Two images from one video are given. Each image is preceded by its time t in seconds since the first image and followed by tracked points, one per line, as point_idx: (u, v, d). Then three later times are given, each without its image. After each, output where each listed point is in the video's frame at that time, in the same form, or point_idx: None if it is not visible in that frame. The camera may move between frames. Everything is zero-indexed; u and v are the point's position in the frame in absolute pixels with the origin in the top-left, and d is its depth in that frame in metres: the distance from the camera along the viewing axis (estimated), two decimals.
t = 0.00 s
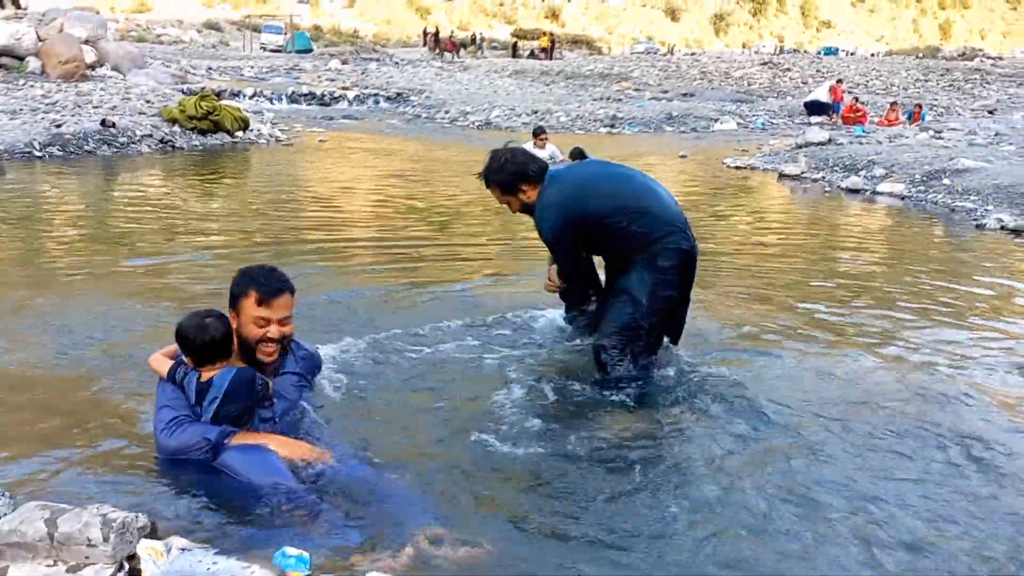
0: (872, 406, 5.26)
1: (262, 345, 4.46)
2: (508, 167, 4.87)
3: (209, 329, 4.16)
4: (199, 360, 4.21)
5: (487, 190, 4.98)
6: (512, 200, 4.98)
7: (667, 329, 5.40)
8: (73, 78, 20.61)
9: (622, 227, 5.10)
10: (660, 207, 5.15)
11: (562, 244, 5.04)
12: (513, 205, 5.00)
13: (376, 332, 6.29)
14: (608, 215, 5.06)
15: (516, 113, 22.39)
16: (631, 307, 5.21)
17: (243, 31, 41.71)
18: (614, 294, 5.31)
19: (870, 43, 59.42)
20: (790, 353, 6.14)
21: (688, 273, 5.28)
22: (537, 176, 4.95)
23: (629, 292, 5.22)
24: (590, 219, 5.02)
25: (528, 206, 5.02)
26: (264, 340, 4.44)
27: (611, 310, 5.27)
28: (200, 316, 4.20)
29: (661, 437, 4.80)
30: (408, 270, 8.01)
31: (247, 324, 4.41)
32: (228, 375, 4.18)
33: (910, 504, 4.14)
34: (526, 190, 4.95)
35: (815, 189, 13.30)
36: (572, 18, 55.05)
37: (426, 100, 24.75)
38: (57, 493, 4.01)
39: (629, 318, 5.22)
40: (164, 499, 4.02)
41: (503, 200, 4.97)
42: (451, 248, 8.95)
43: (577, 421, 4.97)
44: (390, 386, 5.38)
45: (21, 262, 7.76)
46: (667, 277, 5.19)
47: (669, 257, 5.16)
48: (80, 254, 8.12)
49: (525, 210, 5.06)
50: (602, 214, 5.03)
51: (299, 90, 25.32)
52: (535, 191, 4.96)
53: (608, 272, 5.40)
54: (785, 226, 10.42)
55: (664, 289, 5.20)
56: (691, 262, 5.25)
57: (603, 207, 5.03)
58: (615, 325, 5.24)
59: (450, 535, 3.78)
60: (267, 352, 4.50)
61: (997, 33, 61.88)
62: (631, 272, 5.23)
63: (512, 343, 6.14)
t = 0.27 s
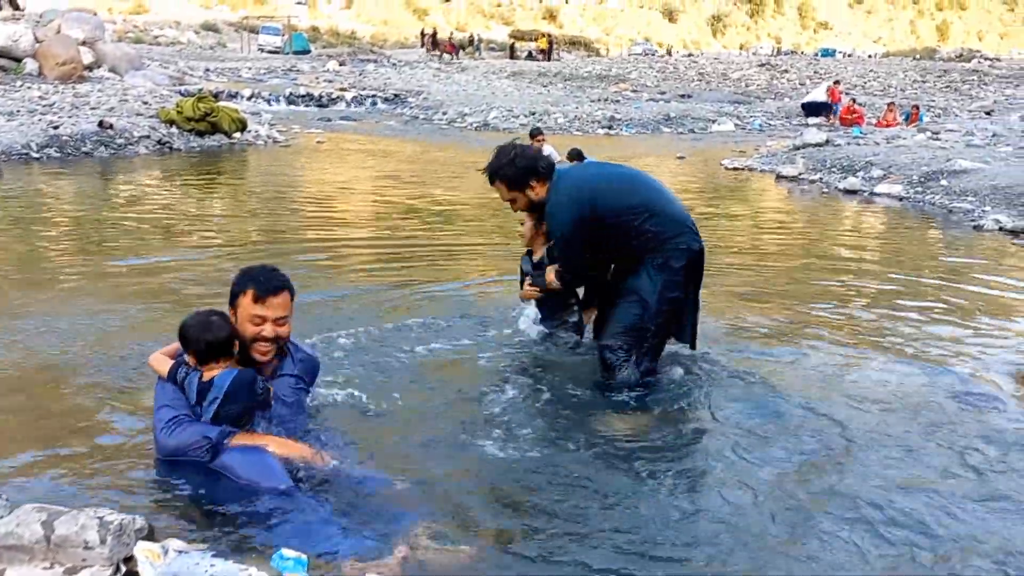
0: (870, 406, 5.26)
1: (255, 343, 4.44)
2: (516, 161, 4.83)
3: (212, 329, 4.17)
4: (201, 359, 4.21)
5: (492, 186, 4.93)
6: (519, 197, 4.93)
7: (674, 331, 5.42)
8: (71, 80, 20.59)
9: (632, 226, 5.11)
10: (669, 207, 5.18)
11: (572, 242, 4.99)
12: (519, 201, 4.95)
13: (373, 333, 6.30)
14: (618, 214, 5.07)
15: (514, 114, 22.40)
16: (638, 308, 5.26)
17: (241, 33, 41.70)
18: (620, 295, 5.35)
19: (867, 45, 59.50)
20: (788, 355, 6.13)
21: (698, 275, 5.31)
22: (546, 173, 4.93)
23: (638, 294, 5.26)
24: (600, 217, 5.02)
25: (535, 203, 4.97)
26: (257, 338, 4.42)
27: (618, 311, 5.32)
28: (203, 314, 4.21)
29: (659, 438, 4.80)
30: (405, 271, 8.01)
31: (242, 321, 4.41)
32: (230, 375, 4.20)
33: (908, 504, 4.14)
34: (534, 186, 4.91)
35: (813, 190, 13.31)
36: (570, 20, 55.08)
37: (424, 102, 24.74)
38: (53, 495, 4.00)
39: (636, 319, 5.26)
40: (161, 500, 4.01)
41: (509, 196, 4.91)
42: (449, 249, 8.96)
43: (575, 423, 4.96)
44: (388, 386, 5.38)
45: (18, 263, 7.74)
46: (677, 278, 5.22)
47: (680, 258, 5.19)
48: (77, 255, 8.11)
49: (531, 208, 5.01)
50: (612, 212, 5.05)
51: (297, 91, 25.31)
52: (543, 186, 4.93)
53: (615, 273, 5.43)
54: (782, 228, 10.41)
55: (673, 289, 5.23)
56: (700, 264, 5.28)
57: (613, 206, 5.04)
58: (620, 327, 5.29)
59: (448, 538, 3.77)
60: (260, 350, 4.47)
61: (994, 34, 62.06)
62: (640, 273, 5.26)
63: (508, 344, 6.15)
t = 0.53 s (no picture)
0: (868, 405, 5.26)
1: (250, 344, 4.44)
2: (538, 142, 4.72)
3: (210, 329, 4.19)
4: (199, 359, 4.23)
5: (508, 169, 4.75)
6: (535, 181, 4.78)
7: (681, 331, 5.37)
8: (68, 81, 20.54)
9: (646, 221, 5.10)
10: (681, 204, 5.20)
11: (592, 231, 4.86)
12: (537, 186, 4.79)
13: (371, 334, 6.30)
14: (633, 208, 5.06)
15: (511, 115, 22.38)
16: (649, 305, 5.19)
17: (238, 34, 41.66)
18: (629, 294, 5.29)
19: (864, 45, 59.54)
20: (787, 355, 6.12)
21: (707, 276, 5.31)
22: (564, 160, 4.84)
23: (650, 291, 5.20)
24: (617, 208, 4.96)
25: (552, 188, 4.83)
26: (252, 339, 4.43)
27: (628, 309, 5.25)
28: (203, 314, 4.24)
29: (658, 438, 4.79)
30: (403, 271, 8.00)
31: (238, 321, 4.42)
32: (227, 376, 4.21)
33: (908, 504, 4.14)
34: (552, 173, 4.79)
35: (811, 190, 13.30)
36: (567, 20, 55.06)
37: (422, 102, 24.72)
38: (50, 496, 3.99)
39: (647, 317, 5.19)
40: (159, 501, 4.00)
41: (528, 179, 4.75)
42: (447, 250, 8.95)
43: (574, 424, 4.95)
44: (387, 386, 5.38)
45: (15, 265, 7.71)
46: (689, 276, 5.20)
47: (692, 256, 5.18)
48: (74, 256, 8.09)
49: (546, 196, 4.85)
50: (627, 205, 5.02)
51: (295, 92, 25.29)
52: (562, 171, 4.82)
53: (622, 274, 5.38)
54: (781, 228, 10.40)
55: (684, 288, 5.21)
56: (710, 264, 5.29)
57: (629, 199, 5.02)
58: (631, 324, 5.21)
59: (447, 540, 3.76)
60: (255, 352, 4.47)
61: (992, 34, 62.17)
62: (652, 271, 5.22)
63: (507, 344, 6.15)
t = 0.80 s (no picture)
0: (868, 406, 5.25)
1: (245, 346, 4.42)
2: (563, 129, 4.63)
3: (208, 332, 4.17)
4: (198, 361, 4.22)
5: (528, 155, 4.61)
6: (555, 169, 4.67)
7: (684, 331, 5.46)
8: (65, 82, 20.52)
9: (659, 218, 5.18)
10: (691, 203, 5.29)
11: (611, 223, 4.87)
12: (556, 174, 4.68)
13: (370, 334, 6.30)
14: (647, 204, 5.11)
15: (510, 115, 22.38)
16: (657, 303, 5.28)
17: (236, 35, 41.64)
18: (636, 291, 5.36)
19: (862, 45, 59.57)
20: (786, 355, 6.11)
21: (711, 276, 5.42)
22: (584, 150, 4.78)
23: (658, 289, 5.28)
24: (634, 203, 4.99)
25: (571, 177, 4.75)
26: (247, 341, 4.39)
27: (636, 306, 5.32)
28: (203, 316, 4.23)
29: (657, 439, 4.78)
30: (402, 272, 7.99)
31: (234, 322, 4.39)
32: (225, 379, 4.21)
33: (908, 504, 4.13)
34: (573, 163, 4.70)
35: (810, 190, 13.30)
36: (565, 21, 55.04)
37: (419, 103, 24.70)
38: (48, 497, 3.97)
39: (655, 315, 5.28)
40: (157, 502, 3.99)
41: (550, 166, 4.63)
42: (445, 250, 8.94)
43: (574, 425, 4.94)
44: (387, 387, 5.39)
45: (13, 266, 7.71)
46: (695, 275, 5.31)
47: (699, 256, 5.30)
48: (71, 257, 8.08)
49: (564, 185, 4.78)
50: (642, 200, 5.06)
51: (293, 92, 25.26)
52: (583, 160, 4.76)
53: (629, 270, 5.44)
54: (779, 228, 10.39)
55: (690, 287, 5.31)
56: (714, 264, 5.40)
57: (645, 195, 5.07)
58: (638, 322, 5.28)
59: (447, 541, 3.75)
60: (251, 353, 4.45)
61: (990, 34, 62.20)
62: (660, 268, 5.30)
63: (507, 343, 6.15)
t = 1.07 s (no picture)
0: (867, 406, 5.26)
1: (245, 346, 4.42)
2: (582, 118, 4.55)
3: (207, 332, 4.16)
4: (198, 361, 4.21)
5: (546, 143, 4.48)
6: (572, 158, 4.56)
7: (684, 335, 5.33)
8: (63, 82, 20.52)
9: (666, 216, 5.08)
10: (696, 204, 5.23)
11: (623, 217, 4.75)
12: (573, 164, 4.56)
13: (370, 335, 6.29)
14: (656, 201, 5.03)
15: (508, 115, 22.39)
16: (659, 305, 5.15)
17: (234, 35, 41.64)
18: (638, 292, 5.23)
19: (860, 45, 59.62)
20: (785, 355, 6.11)
21: (712, 279, 5.33)
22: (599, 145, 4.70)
23: (660, 291, 5.15)
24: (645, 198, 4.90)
25: (587, 168, 4.64)
26: (247, 340, 4.40)
27: (637, 307, 5.19)
28: (202, 317, 4.23)
29: (656, 440, 4.78)
30: (402, 272, 8.00)
31: (233, 322, 4.39)
32: (225, 380, 4.20)
33: (906, 505, 4.13)
34: (589, 155, 4.60)
35: (809, 190, 13.30)
36: (564, 21, 55.06)
37: (418, 103, 24.70)
38: (47, 498, 3.97)
39: (656, 317, 5.15)
40: (156, 503, 3.99)
41: (567, 154, 4.51)
42: (444, 251, 8.94)
43: (574, 426, 4.94)
44: (387, 388, 5.39)
45: (12, 266, 7.71)
46: (698, 278, 5.21)
47: (702, 258, 5.20)
48: (69, 259, 8.07)
49: (578, 177, 4.66)
50: (651, 198, 4.98)
51: (291, 93, 25.25)
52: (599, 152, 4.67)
53: (632, 271, 5.31)
54: (778, 228, 10.40)
55: (692, 289, 5.21)
56: (716, 268, 5.31)
57: (653, 194, 4.99)
58: (639, 324, 5.14)
59: (446, 542, 3.75)
60: (250, 353, 4.46)
61: (988, 34, 62.25)
62: (664, 269, 5.18)
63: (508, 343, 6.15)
